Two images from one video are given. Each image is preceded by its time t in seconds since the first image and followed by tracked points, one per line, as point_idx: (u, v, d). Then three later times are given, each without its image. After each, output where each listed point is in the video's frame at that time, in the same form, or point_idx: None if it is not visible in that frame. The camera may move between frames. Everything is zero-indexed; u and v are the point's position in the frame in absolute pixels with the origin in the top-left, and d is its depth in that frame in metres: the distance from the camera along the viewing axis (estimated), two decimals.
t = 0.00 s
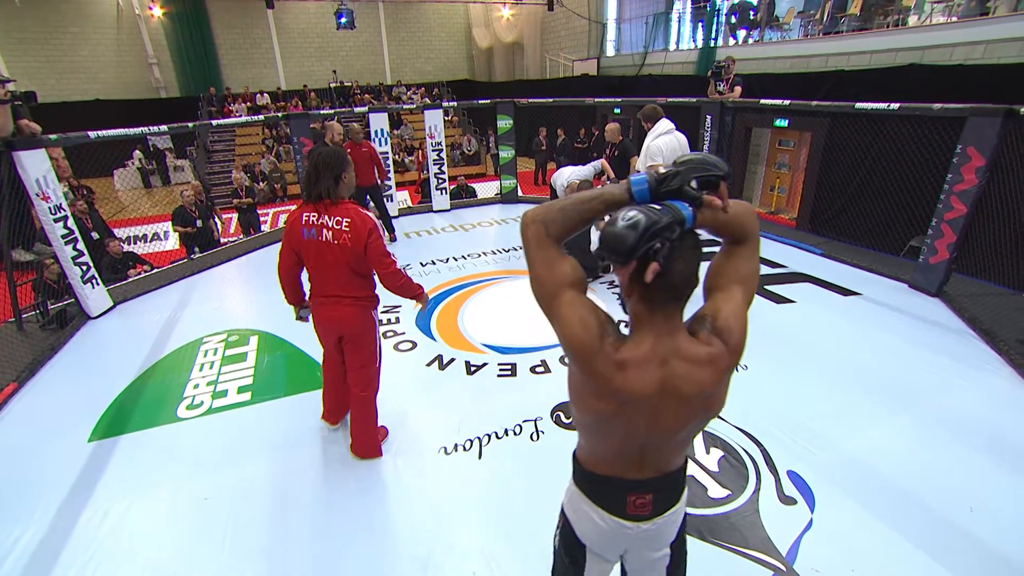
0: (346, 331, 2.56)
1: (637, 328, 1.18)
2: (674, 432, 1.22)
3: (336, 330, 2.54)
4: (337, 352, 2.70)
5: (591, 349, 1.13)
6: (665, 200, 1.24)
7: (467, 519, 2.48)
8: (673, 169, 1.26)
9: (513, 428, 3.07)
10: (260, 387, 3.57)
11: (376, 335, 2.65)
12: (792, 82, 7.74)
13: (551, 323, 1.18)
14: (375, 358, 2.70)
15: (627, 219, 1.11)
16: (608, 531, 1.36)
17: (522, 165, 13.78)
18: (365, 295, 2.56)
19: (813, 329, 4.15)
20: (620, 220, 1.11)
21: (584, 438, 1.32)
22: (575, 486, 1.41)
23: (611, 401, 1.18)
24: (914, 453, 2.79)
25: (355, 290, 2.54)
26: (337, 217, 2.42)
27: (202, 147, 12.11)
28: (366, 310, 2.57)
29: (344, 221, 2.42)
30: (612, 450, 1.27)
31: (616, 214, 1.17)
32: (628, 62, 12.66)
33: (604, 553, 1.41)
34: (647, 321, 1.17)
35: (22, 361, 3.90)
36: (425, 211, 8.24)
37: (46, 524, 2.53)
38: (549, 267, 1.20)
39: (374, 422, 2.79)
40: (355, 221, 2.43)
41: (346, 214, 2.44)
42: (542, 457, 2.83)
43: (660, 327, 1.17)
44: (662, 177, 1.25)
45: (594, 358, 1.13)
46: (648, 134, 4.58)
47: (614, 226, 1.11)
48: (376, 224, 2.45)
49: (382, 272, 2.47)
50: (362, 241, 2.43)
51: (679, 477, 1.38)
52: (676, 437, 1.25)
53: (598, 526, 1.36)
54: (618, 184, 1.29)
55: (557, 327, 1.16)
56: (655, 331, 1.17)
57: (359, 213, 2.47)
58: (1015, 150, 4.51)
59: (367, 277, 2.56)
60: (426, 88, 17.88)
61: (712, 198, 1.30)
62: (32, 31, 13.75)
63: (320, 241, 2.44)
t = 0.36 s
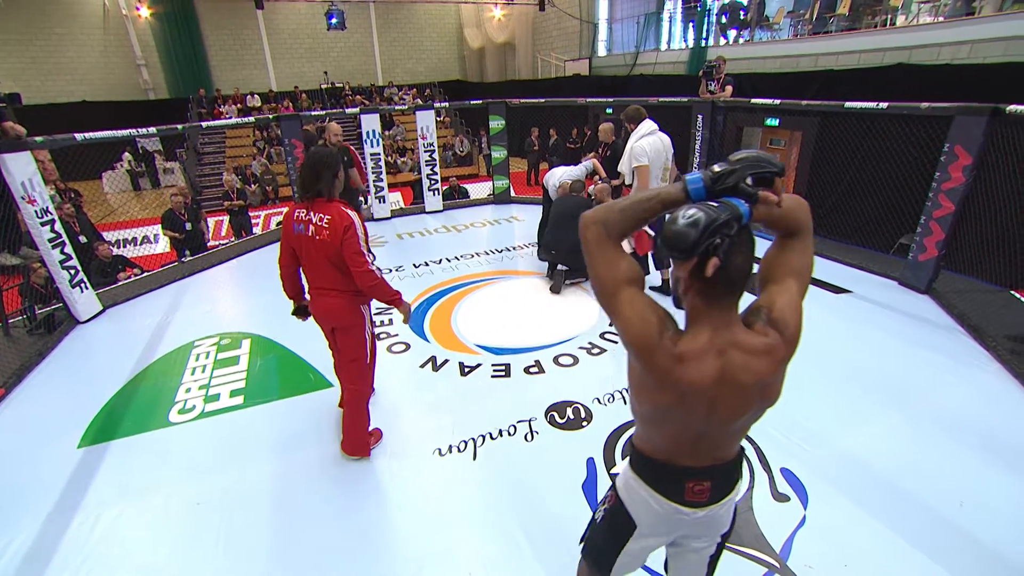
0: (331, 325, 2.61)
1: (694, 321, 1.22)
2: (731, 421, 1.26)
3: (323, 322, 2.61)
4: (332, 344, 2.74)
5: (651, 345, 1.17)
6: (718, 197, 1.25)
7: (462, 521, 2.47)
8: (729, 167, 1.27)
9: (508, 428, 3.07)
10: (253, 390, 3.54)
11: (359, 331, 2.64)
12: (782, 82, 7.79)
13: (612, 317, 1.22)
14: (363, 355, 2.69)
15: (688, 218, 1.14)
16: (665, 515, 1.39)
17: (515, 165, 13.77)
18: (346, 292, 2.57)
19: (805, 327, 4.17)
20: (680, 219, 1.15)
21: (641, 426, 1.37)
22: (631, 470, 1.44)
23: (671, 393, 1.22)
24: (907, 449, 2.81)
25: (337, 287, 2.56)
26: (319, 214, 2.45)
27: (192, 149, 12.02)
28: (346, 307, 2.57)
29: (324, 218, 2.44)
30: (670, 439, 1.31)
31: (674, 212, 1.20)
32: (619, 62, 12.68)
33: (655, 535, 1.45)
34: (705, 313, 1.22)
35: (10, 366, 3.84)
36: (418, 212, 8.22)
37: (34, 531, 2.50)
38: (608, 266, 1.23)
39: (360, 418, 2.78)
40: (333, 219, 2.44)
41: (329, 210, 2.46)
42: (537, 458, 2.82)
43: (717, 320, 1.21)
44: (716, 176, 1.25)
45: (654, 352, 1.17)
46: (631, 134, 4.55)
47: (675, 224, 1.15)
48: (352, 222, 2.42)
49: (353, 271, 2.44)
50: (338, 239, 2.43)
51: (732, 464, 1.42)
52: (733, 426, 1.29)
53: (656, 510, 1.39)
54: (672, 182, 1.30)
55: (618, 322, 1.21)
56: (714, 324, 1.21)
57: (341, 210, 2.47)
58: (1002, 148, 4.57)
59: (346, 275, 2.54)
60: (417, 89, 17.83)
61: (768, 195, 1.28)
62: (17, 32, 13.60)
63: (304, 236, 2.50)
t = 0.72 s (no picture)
0: (320, 320, 2.60)
1: (723, 306, 1.29)
2: (754, 407, 1.32)
3: (313, 317, 2.61)
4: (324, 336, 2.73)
5: (678, 322, 1.26)
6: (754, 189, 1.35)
7: (454, 526, 2.44)
8: (766, 163, 1.37)
9: (501, 432, 3.05)
10: (244, 397, 3.50)
11: (349, 324, 2.63)
12: (770, 83, 7.86)
13: (643, 297, 1.32)
14: (355, 348, 2.69)
15: (722, 205, 1.23)
16: (682, 504, 1.46)
17: (505, 167, 13.78)
18: (333, 285, 2.56)
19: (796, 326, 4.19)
20: (715, 206, 1.23)
21: (667, 409, 1.44)
22: (654, 456, 1.52)
23: (695, 371, 1.30)
24: (897, 447, 2.83)
25: (324, 281, 2.55)
26: (301, 209, 2.46)
27: (179, 154, 11.91)
28: (334, 300, 2.56)
29: (305, 214, 2.45)
30: (692, 422, 1.38)
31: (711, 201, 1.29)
32: (609, 64, 12.72)
33: (671, 525, 1.51)
34: (734, 299, 1.28)
35: None
36: (409, 215, 8.19)
37: (19, 545, 2.45)
38: (643, 246, 1.37)
39: (353, 414, 2.77)
40: (314, 213, 2.44)
41: (310, 206, 2.47)
42: (530, 461, 2.81)
43: (745, 306, 1.28)
44: (754, 171, 1.35)
45: (680, 331, 1.26)
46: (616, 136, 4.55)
47: (709, 211, 1.23)
48: (332, 215, 2.43)
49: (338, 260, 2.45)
50: (319, 232, 2.44)
51: (754, 459, 1.47)
52: (756, 414, 1.34)
53: (674, 499, 1.46)
54: (712, 177, 1.41)
55: (648, 301, 1.30)
56: (740, 310, 1.28)
57: (321, 205, 2.48)
58: (985, 148, 4.63)
59: (330, 267, 2.54)
60: (407, 92, 17.80)
61: (802, 190, 1.40)
62: None
63: (288, 232, 2.50)
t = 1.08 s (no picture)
0: (311, 315, 2.56)
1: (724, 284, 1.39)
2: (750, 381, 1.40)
3: (303, 313, 2.57)
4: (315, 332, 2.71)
5: (680, 296, 1.37)
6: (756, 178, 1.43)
7: (448, 526, 2.43)
8: (770, 154, 1.46)
9: (496, 431, 3.04)
10: (236, 397, 3.46)
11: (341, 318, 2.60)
12: (763, 80, 7.87)
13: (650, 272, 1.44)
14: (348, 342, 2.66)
15: (719, 190, 1.33)
16: (684, 465, 1.54)
17: (499, 164, 13.74)
18: (324, 278, 2.54)
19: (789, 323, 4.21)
20: (713, 191, 1.34)
21: (673, 380, 1.54)
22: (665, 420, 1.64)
23: (695, 344, 1.40)
24: (890, 443, 2.84)
25: (315, 274, 2.52)
26: (290, 203, 2.43)
27: (169, 150, 11.77)
28: (325, 294, 2.53)
29: (293, 207, 2.42)
30: (692, 392, 1.47)
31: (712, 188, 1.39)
32: (602, 60, 12.69)
33: (677, 486, 1.60)
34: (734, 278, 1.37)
35: None
36: (402, 212, 8.15)
37: (5, 550, 2.40)
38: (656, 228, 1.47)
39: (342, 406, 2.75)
40: (302, 206, 2.41)
41: (298, 200, 2.43)
42: (525, 460, 2.80)
43: (745, 284, 1.36)
44: (758, 161, 1.45)
45: (680, 303, 1.37)
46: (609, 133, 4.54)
47: (706, 195, 1.34)
48: (321, 208, 2.40)
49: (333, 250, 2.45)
50: (309, 225, 2.41)
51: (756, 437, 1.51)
52: (755, 389, 1.41)
53: (677, 458, 1.56)
54: (721, 168, 1.51)
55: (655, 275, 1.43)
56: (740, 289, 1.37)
57: (310, 198, 2.45)
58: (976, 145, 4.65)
59: (322, 260, 2.52)
60: (400, 89, 17.69)
61: (801, 180, 1.46)
62: None
63: (278, 226, 2.47)
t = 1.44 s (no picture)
0: (280, 333, 2.51)
1: (725, 274, 1.45)
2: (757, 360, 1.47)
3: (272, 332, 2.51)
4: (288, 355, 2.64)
5: (688, 290, 1.42)
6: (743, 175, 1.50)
7: (433, 542, 2.37)
8: (752, 153, 1.53)
9: (479, 442, 3.00)
10: (212, 417, 3.36)
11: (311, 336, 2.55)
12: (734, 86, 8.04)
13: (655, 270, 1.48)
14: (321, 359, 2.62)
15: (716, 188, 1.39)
16: (697, 450, 1.59)
17: (477, 172, 13.74)
18: (291, 296, 2.48)
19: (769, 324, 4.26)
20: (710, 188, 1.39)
21: (680, 369, 1.58)
22: (668, 408, 1.67)
23: (706, 333, 1.45)
24: (868, 439, 2.89)
25: (281, 292, 2.47)
26: (255, 218, 2.36)
27: (138, 163, 11.49)
28: (294, 311, 2.49)
29: (260, 223, 2.36)
30: (703, 379, 1.52)
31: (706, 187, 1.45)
32: (577, 68, 12.81)
33: (691, 470, 1.64)
34: (734, 269, 1.43)
35: None
36: (380, 222, 8.08)
37: None
38: (655, 229, 1.50)
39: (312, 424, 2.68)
40: (269, 222, 2.36)
41: (264, 215, 2.38)
42: (509, 472, 2.77)
43: (744, 273, 1.43)
44: (743, 160, 1.52)
45: (689, 296, 1.42)
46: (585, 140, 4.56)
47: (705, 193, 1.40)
48: (287, 224, 2.35)
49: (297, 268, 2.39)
50: (275, 241, 2.36)
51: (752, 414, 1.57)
52: (761, 367, 1.49)
53: (688, 442, 1.60)
54: (707, 167, 1.57)
55: (661, 273, 1.47)
56: (741, 278, 1.43)
57: (277, 214, 2.39)
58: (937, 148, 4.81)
59: (287, 278, 2.46)
60: (376, 98, 17.61)
61: (784, 173, 1.54)
62: None
63: (244, 242, 2.41)
